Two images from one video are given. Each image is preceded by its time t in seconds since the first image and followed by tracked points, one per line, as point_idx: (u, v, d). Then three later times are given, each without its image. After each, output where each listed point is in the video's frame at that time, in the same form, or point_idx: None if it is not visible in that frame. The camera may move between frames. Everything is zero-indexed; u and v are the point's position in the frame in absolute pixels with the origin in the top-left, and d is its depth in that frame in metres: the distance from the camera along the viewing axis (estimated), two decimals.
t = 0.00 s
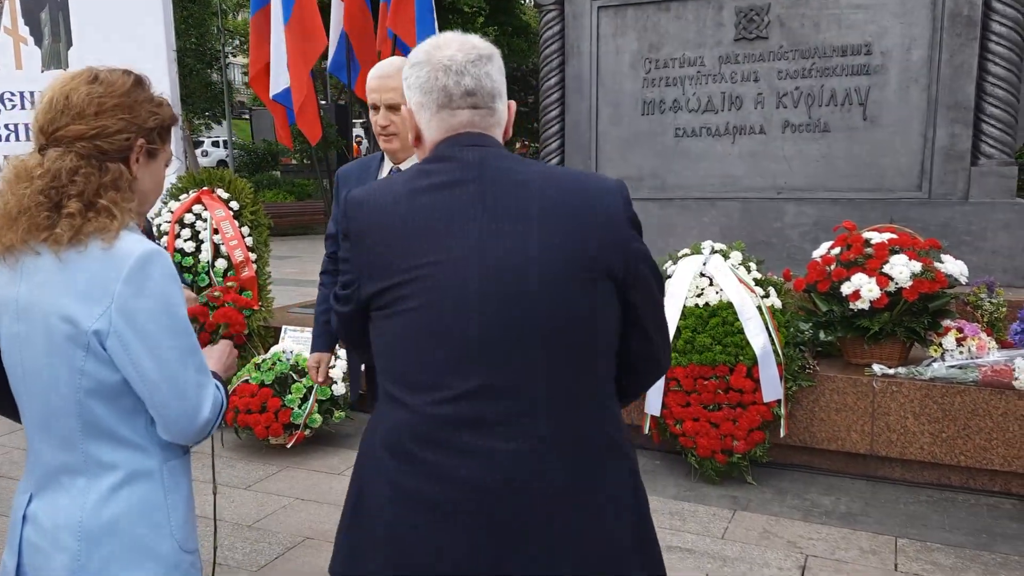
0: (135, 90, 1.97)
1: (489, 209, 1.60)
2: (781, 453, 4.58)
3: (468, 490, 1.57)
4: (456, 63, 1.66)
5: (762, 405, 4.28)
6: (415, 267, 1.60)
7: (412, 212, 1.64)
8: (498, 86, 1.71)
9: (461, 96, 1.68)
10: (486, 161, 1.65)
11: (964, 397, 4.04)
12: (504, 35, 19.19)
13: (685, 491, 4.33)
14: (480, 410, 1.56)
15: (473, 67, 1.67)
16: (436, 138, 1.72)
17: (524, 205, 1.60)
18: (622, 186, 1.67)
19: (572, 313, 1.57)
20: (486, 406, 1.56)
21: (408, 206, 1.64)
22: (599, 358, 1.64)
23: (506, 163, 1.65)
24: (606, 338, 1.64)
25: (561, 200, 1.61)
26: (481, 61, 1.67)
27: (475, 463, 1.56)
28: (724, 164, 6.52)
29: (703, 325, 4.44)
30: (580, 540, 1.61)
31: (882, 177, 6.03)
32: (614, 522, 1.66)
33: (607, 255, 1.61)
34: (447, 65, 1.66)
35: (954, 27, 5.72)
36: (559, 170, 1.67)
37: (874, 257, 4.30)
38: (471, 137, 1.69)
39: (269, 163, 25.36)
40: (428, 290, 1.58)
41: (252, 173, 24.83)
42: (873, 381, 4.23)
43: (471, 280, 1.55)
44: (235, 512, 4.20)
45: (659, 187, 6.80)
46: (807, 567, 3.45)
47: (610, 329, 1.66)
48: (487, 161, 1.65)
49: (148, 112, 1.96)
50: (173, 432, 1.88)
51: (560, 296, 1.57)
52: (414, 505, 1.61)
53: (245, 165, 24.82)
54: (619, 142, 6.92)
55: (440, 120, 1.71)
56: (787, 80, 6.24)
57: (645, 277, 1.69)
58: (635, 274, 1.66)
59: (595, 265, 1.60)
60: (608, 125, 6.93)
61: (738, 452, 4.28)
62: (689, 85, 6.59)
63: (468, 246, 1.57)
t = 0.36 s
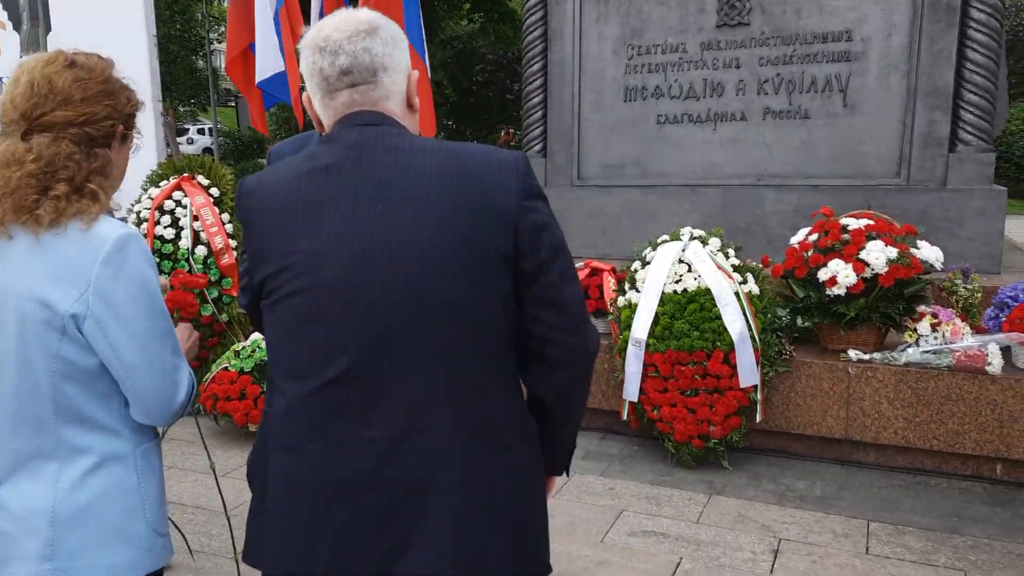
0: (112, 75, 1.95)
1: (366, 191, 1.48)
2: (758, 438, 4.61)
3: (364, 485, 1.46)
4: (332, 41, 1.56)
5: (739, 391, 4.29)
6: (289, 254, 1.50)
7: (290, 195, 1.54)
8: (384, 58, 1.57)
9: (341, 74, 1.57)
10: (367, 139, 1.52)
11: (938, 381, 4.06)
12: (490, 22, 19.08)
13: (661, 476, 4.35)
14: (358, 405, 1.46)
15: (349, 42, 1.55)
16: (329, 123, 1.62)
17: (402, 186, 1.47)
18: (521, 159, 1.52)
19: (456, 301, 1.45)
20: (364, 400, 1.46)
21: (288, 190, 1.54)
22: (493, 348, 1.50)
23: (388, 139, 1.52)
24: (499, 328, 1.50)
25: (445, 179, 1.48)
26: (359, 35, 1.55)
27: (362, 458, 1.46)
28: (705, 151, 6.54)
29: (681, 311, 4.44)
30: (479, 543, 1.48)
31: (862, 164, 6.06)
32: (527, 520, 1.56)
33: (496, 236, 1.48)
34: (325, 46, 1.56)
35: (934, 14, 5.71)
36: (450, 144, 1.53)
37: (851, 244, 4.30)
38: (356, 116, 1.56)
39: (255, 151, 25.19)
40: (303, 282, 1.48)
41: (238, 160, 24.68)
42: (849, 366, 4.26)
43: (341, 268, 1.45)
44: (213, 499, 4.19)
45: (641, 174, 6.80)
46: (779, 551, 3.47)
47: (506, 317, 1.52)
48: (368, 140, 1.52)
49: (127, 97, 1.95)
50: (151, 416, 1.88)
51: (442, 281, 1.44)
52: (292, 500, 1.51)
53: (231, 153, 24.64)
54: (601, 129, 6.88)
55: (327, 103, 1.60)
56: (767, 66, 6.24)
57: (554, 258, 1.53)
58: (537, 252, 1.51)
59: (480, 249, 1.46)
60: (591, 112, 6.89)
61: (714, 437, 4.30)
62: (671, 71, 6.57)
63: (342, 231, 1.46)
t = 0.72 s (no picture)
0: (9, 54, 1.86)
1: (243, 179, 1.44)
2: (719, 423, 4.63)
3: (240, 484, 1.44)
4: (223, 20, 1.50)
5: (697, 376, 4.27)
6: (166, 245, 1.47)
7: (172, 181, 1.50)
8: (275, 37, 1.52)
9: (232, 54, 1.52)
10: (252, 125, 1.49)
11: (895, 367, 4.05)
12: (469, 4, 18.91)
13: (619, 462, 4.33)
14: (233, 398, 1.44)
15: (238, 21, 1.50)
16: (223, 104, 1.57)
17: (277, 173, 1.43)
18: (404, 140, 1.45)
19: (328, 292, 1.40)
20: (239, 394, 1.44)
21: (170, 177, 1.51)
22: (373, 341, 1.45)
23: (266, 125, 1.47)
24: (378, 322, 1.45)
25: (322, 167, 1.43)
26: (249, 13, 1.50)
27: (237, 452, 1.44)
28: (672, 135, 6.51)
29: (640, 296, 4.38)
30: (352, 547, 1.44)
31: (828, 147, 6.06)
32: (411, 527, 1.49)
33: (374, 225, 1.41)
34: (216, 23, 1.51)
35: None
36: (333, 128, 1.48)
37: (811, 228, 4.25)
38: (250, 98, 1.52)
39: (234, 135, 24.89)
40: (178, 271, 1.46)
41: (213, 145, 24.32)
42: (807, 351, 4.25)
43: (214, 259, 1.42)
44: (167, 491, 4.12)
45: (609, 158, 6.74)
46: (732, 537, 3.46)
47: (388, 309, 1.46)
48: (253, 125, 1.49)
49: (26, 76, 1.88)
50: (75, 402, 1.87)
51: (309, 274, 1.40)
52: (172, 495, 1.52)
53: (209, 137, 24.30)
54: (570, 112, 6.81)
55: (222, 83, 1.56)
56: (734, 48, 6.19)
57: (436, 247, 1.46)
58: (416, 242, 1.44)
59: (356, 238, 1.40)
60: (559, 96, 6.82)
61: (673, 423, 4.29)
62: (638, 54, 6.50)
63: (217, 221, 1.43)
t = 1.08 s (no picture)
0: None
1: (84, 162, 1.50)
2: (683, 419, 4.54)
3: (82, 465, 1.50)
4: None
5: (658, 371, 4.21)
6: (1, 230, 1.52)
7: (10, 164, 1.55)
8: (108, 11, 1.55)
9: (57, 28, 1.55)
10: (92, 105, 1.55)
11: (858, 360, 3.99)
12: None
13: (579, 461, 4.27)
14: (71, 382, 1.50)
15: None
16: (59, 78, 1.61)
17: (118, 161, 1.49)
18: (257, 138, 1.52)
19: (172, 284, 1.48)
20: (76, 374, 1.49)
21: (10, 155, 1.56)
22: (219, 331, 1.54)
23: (105, 116, 1.53)
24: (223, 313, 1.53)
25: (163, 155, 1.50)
26: None
27: (79, 434, 1.50)
28: (644, 126, 6.43)
29: (600, 292, 4.29)
30: (193, 537, 1.53)
31: (800, 137, 5.98)
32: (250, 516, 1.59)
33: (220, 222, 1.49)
34: None
35: None
36: (185, 119, 1.54)
37: (772, 220, 4.18)
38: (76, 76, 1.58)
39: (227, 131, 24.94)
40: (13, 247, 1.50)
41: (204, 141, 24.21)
42: (770, 345, 4.18)
43: (50, 245, 1.48)
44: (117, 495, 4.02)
45: (581, 149, 6.65)
46: (685, 537, 3.38)
47: (239, 301, 1.54)
48: (93, 106, 1.55)
49: None
50: None
51: (151, 269, 1.47)
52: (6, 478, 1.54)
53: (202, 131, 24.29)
54: (540, 102, 6.74)
55: (52, 54, 1.60)
56: (706, 37, 6.10)
57: (301, 255, 1.52)
58: (274, 247, 1.50)
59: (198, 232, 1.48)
60: (530, 84, 6.74)
61: (634, 420, 4.21)
62: (609, 42, 6.42)
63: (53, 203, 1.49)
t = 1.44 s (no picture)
0: None
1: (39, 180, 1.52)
2: (697, 439, 4.36)
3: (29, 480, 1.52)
4: None
5: (667, 390, 4.05)
6: None
7: None
8: (69, 19, 1.54)
9: (20, 37, 1.56)
10: (53, 118, 1.56)
11: (876, 379, 3.80)
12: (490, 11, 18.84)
13: (587, 482, 4.10)
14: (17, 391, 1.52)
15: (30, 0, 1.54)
16: (24, 86, 1.62)
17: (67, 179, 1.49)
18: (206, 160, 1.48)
19: (107, 303, 1.45)
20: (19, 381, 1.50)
21: None
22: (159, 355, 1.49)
23: (60, 129, 1.54)
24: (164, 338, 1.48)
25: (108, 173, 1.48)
26: None
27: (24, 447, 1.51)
28: (663, 136, 6.28)
29: (606, 307, 4.17)
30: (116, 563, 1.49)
31: (823, 146, 5.78)
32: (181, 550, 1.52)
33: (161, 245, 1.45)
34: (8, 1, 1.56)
35: None
36: (142, 139, 1.52)
37: (785, 233, 4.03)
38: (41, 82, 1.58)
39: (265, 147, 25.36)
40: None
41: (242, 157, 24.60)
42: (784, 363, 4.00)
43: None
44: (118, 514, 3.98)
45: (598, 160, 6.53)
46: (689, 565, 3.22)
47: (184, 329, 1.49)
48: (53, 119, 1.56)
49: None
50: None
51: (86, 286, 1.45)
52: None
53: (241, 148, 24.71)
54: (556, 114, 6.64)
55: (17, 63, 1.60)
56: (723, 44, 5.97)
57: (247, 283, 1.47)
58: (216, 274, 1.45)
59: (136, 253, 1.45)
60: (546, 96, 6.66)
61: (643, 440, 4.06)
62: (625, 51, 6.31)
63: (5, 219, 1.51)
